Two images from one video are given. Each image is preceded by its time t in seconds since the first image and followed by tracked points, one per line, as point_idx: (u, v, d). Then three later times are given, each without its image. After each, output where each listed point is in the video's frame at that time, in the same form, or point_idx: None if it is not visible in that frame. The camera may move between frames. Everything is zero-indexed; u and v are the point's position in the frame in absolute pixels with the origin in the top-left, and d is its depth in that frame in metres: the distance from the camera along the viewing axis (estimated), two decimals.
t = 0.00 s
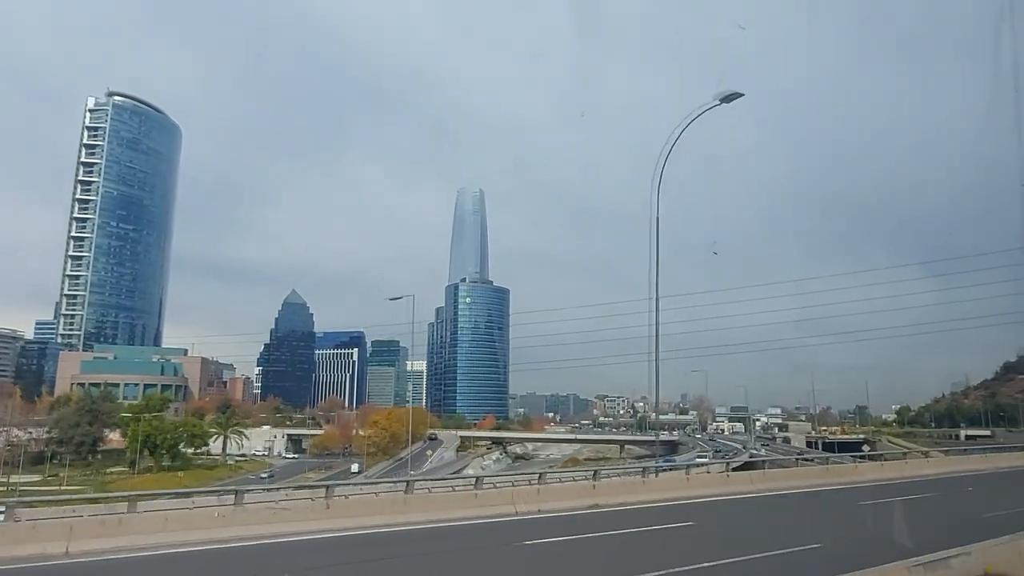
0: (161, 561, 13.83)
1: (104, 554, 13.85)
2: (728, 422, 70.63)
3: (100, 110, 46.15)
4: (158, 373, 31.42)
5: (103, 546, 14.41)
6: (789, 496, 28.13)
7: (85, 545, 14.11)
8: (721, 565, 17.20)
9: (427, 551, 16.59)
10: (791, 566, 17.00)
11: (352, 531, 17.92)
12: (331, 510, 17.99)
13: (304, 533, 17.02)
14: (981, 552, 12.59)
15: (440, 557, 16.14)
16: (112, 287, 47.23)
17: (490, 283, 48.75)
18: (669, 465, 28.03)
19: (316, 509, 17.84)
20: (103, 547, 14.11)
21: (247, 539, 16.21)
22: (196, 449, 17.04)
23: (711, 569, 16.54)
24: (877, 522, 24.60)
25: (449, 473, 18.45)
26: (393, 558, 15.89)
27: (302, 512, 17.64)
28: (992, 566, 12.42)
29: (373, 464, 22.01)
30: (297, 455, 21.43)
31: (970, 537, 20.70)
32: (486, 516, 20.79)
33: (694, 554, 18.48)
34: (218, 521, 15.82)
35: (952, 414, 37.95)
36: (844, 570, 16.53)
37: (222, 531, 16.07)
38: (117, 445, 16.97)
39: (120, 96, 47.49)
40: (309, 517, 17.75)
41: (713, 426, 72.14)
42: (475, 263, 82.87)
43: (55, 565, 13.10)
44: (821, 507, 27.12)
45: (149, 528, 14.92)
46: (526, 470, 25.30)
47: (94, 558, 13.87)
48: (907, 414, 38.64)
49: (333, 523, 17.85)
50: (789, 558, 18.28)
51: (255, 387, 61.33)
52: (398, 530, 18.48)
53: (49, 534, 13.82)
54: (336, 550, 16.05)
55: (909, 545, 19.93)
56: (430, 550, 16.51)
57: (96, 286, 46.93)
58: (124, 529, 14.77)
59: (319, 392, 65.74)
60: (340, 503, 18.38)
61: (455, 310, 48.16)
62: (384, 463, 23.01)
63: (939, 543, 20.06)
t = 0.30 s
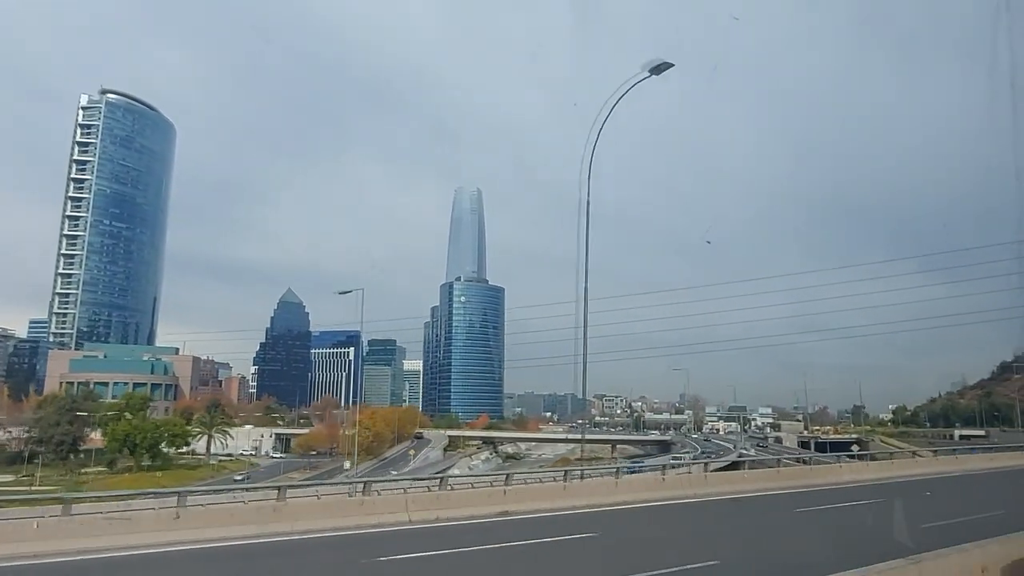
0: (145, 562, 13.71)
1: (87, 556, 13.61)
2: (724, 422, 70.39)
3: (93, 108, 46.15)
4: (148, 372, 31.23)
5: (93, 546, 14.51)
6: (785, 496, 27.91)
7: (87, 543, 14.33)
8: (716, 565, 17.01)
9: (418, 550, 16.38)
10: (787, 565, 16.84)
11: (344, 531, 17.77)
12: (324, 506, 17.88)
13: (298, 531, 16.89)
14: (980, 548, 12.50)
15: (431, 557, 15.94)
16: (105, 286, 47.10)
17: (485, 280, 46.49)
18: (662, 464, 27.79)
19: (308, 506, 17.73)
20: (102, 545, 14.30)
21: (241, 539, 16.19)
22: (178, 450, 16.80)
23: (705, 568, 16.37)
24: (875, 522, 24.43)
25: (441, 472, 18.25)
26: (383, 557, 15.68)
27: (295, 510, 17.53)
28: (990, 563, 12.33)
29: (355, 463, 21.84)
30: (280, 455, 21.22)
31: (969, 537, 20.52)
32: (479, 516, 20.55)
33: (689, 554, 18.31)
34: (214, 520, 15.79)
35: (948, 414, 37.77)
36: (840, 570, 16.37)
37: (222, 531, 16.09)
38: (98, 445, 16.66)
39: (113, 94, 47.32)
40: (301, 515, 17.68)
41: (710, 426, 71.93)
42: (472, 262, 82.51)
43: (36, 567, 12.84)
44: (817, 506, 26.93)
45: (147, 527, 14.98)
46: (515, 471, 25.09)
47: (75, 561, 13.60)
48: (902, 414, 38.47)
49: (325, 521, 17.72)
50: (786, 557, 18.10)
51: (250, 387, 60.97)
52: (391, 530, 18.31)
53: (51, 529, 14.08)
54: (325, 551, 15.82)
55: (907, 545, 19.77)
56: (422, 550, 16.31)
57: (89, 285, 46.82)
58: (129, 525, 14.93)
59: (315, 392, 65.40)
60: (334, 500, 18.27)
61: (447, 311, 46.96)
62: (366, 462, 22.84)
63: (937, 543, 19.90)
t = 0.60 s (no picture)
0: (138, 561, 13.98)
1: (80, 559, 13.85)
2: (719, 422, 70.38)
3: (85, 105, 46.10)
4: (139, 371, 31.05)
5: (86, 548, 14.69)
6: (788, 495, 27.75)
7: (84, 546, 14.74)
8: (713, 564, 16.90)
9: (412, 551, 16.22)
10: (788, 565, 16.70)
11: (334, 533, 17.72)
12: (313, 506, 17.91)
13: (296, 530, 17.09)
14: (986, 544, 12.40)
15: (427, 558, 15.77)
16: (98, 285, 47.04)
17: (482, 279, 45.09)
18: (657, 464, 27.60)
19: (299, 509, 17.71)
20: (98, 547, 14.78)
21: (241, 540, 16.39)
22: (158, 450, 16.57)
23: (704, 568, 16.25)
24: (872, 521, 24.38)
25: (430, 473, 18.01)
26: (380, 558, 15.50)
27: (286, 511, 17.56)
28: (1007, 555, 12.31)
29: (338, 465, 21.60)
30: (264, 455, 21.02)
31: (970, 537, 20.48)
32: (473, 517, 20.38)
33: (687, 554, 18.19)
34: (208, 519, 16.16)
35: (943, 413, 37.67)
36: (835, 569, 16.30)
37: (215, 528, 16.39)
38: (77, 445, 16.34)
39: (106, 92, 46.95)
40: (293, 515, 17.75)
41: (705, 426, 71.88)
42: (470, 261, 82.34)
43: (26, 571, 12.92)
44: (815, 506, 26.78)
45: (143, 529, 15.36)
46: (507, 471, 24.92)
47: (61, 569, 13.38)
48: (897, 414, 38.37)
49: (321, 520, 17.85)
50: (787, 557, 17.97)
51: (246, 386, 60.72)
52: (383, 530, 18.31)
53: (54, 533, 14.53)
54: (318, 552, 15.68)
55: (905, 544, 19.69)
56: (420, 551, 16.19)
57: (81, 283, 46.68)
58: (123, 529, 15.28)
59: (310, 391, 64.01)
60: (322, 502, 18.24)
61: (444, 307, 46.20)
62: (348, 462, 22.60)
63: (936, 543, 19.83)
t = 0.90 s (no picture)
0: (126, 561, 13.73)
1: (58, 561, 13.49)
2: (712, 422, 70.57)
3: (78, 103, 46.34)
4: (129, 370, 30.79)
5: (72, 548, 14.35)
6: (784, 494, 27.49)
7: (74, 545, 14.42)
8: (710, 564, 16.67)
9: (404, 552, 16.00)
10: (788, 565, 16.48)
11: (321, 533, 17.39)
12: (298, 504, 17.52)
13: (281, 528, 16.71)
14: (989, 543, 12.22)
15: (421, 558, 15.53)
16: (91, 283, 47.05)
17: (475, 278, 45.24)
18: (651, 464, 27.37)
19: (282, 506, 17.35)
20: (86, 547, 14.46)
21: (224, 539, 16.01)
22: (140, 448, 16.36)
23: (702, 568, 16.04)
24: (873, 520, 24.21)
25: (420, 474, 17.66)
26: (372, 557, 15.23)
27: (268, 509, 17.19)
28: (1010, 555, 12.12)
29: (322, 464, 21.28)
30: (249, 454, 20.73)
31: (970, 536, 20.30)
32: (466, 517, 20.09)
33: (685, 554, 17.95)
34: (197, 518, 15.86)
35: (938, 413, 37.56)
36: (834, 569, 16.11)
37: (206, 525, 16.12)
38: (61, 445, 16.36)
39: (100, 90, 47.46)
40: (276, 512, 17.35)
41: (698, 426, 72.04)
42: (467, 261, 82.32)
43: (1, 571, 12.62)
44: (814, 506, 26.55)
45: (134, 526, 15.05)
46: (498, 473, 24.56)
47: (43, 570, 13.05)
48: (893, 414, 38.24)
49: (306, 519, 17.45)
50: (789, 556, 17.73)
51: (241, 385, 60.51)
52: (370, 530, 18.00)
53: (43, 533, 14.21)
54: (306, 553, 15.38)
55: (906, 543, 19.46)
56: (413, 551, 15.91)
57: (74, 282, 46.60)
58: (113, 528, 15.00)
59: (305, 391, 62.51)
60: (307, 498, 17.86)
61: (439, 305, 44.94)
62: (332, 461, 22.29)
63: (936, 542, 19.66)
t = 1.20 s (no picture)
0: (106, 562, 13.55)
1: (38, 561, 13.27)
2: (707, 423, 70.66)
3: (72, 99, 45.99)
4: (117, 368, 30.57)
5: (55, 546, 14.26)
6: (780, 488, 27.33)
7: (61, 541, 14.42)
8: (702, 563, 16.46)
9: (393, 552, 15.82)
10: (783, 564, 16.26)
11: (302, 534, 17.05)
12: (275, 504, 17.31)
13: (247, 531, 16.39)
14: (991, 538, 12.11)
15: (413, 559, 15.26)
16: (84, 280, 47.04)
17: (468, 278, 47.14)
18: (645, 464, 27.16)
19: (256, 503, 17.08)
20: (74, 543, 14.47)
21: (195, 538, 15.68)
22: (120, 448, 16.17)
23: (697, 568, 15.82)
24: (871, 520, 24.03)
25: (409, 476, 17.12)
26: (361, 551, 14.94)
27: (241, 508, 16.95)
28: (1009, 552, 11.94)
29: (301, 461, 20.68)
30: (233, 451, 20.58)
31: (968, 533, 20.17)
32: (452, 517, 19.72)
33: (682, 553, 17.72)
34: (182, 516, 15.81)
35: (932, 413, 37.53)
36: (830, 568, 15.94)
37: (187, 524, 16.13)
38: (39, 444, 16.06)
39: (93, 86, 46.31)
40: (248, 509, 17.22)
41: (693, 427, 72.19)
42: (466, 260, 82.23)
43: None
44: (810, 505, 26.37)
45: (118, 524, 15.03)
46: (486, 472, 24.38)
47: (20, 570, 12.76)
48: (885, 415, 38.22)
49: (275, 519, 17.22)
50: (793, 555, 17.40)
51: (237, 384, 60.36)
52: (350, 529, 17.68)
53: (23, 529, 14.09)
54: (293, 553, 15.07)
55: (904, 543, 19.28)
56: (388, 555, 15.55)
57: (67, 279, 46.65)
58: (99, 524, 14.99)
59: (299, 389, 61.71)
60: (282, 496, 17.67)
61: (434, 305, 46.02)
62: (315, 461, 22.03)
63: (929, 541, 19.53)
